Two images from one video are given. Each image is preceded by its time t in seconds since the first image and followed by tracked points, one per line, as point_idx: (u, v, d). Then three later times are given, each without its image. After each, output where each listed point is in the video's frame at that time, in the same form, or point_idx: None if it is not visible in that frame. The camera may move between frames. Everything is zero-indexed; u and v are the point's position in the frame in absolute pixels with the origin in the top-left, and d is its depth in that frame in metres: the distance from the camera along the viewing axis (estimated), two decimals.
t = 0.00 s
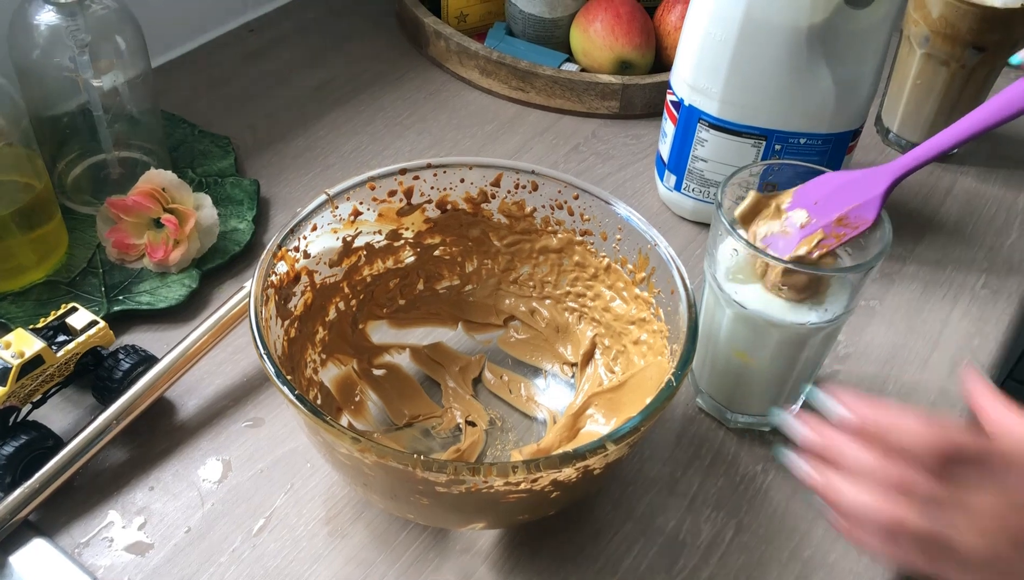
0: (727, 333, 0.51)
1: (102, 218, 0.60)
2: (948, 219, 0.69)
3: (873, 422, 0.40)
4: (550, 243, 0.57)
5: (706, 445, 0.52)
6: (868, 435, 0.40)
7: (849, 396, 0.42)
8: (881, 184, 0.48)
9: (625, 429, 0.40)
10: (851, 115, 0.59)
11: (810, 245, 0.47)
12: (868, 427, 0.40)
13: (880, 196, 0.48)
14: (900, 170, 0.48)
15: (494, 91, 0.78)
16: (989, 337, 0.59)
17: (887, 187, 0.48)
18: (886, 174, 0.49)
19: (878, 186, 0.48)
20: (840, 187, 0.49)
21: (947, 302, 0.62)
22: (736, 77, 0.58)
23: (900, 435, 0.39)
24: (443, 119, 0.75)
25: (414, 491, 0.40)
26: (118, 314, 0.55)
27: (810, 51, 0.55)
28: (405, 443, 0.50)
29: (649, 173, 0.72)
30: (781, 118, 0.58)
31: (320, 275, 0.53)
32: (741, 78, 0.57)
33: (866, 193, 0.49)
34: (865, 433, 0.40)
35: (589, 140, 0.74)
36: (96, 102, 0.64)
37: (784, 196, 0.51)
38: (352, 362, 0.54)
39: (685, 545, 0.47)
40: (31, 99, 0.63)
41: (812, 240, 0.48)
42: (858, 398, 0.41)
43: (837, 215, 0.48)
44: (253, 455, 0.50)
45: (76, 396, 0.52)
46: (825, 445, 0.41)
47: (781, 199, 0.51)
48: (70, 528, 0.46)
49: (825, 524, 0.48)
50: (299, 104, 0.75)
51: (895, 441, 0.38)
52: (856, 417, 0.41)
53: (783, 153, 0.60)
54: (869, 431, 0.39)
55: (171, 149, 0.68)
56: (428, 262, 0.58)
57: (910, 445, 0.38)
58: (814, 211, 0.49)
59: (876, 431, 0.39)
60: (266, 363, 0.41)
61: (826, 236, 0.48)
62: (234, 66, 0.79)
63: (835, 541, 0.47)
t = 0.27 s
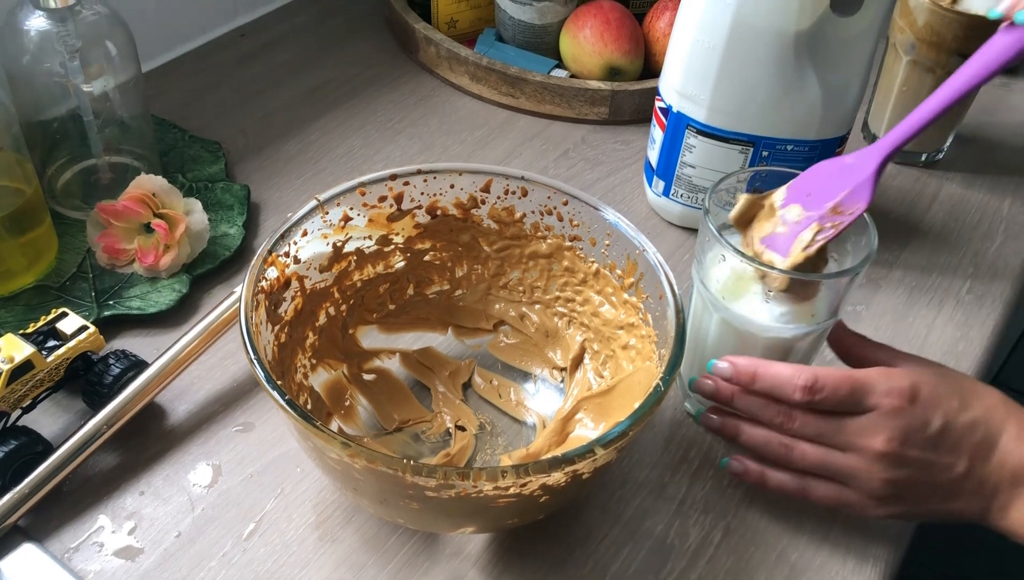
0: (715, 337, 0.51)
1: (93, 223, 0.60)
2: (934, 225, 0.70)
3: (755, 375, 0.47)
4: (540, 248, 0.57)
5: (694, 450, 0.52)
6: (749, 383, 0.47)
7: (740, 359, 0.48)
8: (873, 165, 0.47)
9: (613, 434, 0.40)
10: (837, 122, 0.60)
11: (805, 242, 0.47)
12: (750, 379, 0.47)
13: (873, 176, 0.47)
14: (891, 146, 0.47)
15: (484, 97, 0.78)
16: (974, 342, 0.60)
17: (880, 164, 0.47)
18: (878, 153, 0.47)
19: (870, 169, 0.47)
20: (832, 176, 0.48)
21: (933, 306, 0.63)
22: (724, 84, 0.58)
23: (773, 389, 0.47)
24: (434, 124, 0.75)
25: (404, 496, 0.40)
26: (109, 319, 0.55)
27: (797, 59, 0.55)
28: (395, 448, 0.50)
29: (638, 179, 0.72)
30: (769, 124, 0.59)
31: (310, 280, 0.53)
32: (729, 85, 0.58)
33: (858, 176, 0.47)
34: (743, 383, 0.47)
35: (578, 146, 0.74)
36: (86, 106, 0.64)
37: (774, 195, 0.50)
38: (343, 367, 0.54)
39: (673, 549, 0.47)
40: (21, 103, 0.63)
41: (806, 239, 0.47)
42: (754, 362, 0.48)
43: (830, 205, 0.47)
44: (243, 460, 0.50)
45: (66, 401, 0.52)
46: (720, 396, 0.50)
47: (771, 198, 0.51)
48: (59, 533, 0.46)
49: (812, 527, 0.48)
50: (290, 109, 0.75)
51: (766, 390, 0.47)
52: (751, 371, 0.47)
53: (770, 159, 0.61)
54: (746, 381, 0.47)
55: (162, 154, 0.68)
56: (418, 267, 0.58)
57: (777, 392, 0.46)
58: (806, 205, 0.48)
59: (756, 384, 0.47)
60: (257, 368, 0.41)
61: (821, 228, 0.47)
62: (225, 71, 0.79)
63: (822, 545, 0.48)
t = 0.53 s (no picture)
0: (706, 338, 0.51)
1: (82, 223, 0.60)
2: (924, 227, 0.70)
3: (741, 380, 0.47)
4: (531, 249, 0.57)
5: (685, 450, 0.52)
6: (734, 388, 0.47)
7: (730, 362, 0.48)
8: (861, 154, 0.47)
9: (605, 434, 0.40)
10: (828, 124, 0.60)
11: (790, 233, 0.47)
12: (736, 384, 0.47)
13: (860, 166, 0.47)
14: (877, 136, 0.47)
15: (475, 98, 0.78)
16: (964, 343, 0.60)
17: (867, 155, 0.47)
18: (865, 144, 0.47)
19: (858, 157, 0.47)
20: (819, 169, 0.48)
21: (923, 308, 0.63)
22: (715, 85, 0.58)
23: (757, 395, 0.47)
24: (425, 125, 0.75)
25: (395, 497, 0.40)
26: (98, 319, 0.55)
27: (788, 60, 0.56)
28: (386, 449, 0.50)
29: (630, 180, 0.72)
30: (760, 126, 0.59)
31: (302, 281, 0.53)
32: (720, 87, 0.58)
33: (844, 167, 0.47)
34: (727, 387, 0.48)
35: (570, 147, 0.74)
36: (76, 107, 0.64)
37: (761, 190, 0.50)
38: (333, 368, 0.54)
39: (664, 549, 0.47)
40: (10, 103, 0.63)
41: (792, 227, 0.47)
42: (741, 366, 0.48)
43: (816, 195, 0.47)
44: (233, 461, 0.50)
45: (54, 402, 0.52)
46: (707, 395, 0.50)
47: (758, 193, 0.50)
48: (48, 534, 0.46)
49: (803, 528, 0.48)
50: (281, 110, 0.75)
51: (749, 396, 0.47)
52: (736, 375, 0.47)
53: (762, 160, 0.61)
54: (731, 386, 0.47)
55: (152, 154, 0.68)
56: (409, 268, 0.58)
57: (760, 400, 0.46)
58: (793, 195, 0.48)
59: (740, 388, 0.47)
60: (247, 368, 0.41)
61: (807, 219, 0.47)
62: (216, 71, 0.79)
63: (813, 545, 0.48)
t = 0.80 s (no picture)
0: (698, 339, 0.52)
1: (73, 224, 0.59)
2: (915, 229, 0.71)
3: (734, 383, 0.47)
4: (524, 251, 0.57)
5: (677, 452, 0.53)
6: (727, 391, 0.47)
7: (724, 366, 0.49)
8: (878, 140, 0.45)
9: (597, 437, 0.40)
10: (819, 126, 0.60)
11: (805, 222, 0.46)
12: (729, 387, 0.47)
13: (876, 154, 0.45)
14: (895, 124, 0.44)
15: (468, 99, 0.78)
16: (954, 345, 0.61)
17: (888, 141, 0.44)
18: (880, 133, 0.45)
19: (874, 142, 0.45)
20: (840, 156, 0.46)
21: (914, 309, 0.63)
22: (706, 88, 0.58)
23: (749, 399, 0.47)
24: (417, 127, 0.75)
25: (387, 500, 0.40)
26: (89, 321, 0.55)
27: (779, 63, 0.56)
28: (378, 451, 0.50)
29: (622, 182, 0.72)
30: (751, 128, 0.59)
31: (293, 283, 0.53)
32: (711, 89, 0.58)
33: (861, 155, 0.45)
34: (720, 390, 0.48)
35: (562, 148, 0.75)
36: (67, 108, 0.64)
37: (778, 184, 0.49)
38: (326, 370, 0.54)
39: (655, 551, 0.47)
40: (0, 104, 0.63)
41: (806, 218, 0.46)
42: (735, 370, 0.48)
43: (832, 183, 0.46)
44: (225, 464, 0.50)
45: (45, 405, 0.52)
46: (699, 397, 0.50)
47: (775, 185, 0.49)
48: (39, 537, 0.45)
49: (795, 530, 0.49)
50: (273, 111, 0.75)
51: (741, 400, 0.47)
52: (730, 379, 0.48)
53: (753, 163, 0.61)
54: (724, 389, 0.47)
55: (143, 156, 0.68)
56: (402, 269, 0.58)
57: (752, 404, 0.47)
58: (809, 182, 0.47)
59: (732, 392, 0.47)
60: (239, 371, 0.41)
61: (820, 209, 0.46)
62: (208, 72, 0.79)
63: (804, 546, 0.48)
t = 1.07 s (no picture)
0: (685, 341, 0.52)
1: (63, 226, 0.59)
2: (903, 231, 0.71)
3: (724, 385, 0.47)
4: (514, 253, 0.57)
5: (666, 453, 0.53)
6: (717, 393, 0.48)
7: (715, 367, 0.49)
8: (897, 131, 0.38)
9: (585, 438, 0.41)
10: (808, 129, 0.60)
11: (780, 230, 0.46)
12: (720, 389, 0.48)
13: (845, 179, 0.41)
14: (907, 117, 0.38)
15: (459, 101, 0.79)
16: (941, 346, 0.61)
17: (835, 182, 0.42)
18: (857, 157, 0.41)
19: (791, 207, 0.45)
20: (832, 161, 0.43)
21: (901, 311, 0.64)
22: (695, 90, 0.59)
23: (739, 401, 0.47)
24: (408, 128, 0.75)
25: (376, 502, 0.40)
26: (79, 323, 0.55)
27: (767, 67, 0.56)
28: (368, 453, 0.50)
29: (612, 184, 0.73)
30: (740, 131, 0.60)
31: (283, 285, 0.53)
32: (700, 92, 0.59)
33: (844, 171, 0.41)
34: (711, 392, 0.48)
35: (553, 151, 0.75)
36: (57, 109, 0.63)
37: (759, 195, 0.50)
38: (316, 372, 0.54)
39: (644, 552, 0.47)
40: None
41: (782, 226, 0.46)
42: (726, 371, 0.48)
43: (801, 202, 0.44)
44: (215, 466, 0.50)
45: (35, 406, 0.52)
46: (687, 398, 0.51)
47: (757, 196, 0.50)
48: (28, 539, 0.46)
49: (782, 530, 0.49)
50: (264, 113, 0.75)
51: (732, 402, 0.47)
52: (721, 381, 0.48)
53: (742, 165, 0.62)
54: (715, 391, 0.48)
55: (134, 157, 0.68)
56: (392, 271, 0.59)
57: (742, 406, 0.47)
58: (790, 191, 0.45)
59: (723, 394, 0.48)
60: (228, 373, 0.41)
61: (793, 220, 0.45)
62: (198, 73, 0.79)
63: (792, 547, 0.48)
